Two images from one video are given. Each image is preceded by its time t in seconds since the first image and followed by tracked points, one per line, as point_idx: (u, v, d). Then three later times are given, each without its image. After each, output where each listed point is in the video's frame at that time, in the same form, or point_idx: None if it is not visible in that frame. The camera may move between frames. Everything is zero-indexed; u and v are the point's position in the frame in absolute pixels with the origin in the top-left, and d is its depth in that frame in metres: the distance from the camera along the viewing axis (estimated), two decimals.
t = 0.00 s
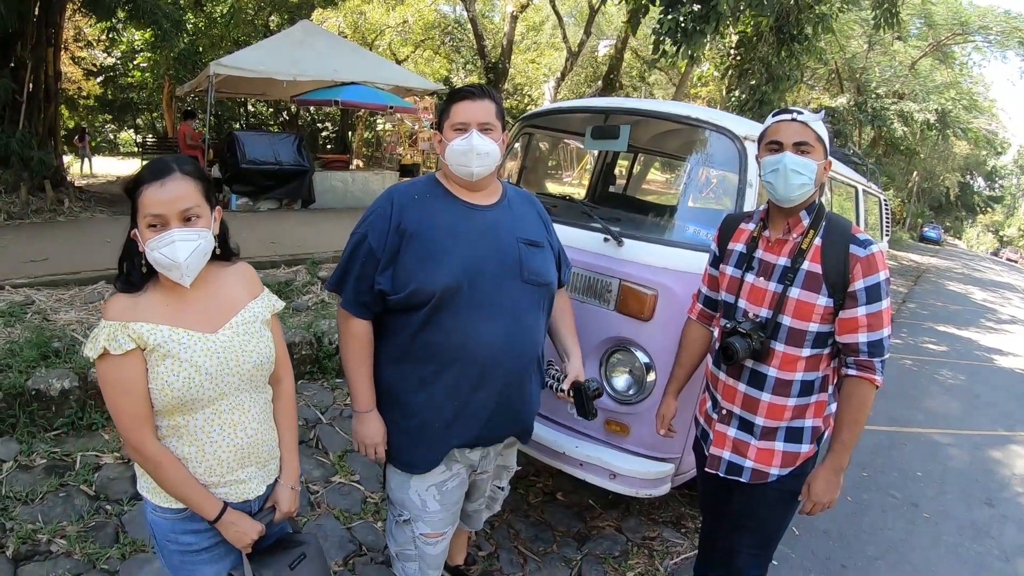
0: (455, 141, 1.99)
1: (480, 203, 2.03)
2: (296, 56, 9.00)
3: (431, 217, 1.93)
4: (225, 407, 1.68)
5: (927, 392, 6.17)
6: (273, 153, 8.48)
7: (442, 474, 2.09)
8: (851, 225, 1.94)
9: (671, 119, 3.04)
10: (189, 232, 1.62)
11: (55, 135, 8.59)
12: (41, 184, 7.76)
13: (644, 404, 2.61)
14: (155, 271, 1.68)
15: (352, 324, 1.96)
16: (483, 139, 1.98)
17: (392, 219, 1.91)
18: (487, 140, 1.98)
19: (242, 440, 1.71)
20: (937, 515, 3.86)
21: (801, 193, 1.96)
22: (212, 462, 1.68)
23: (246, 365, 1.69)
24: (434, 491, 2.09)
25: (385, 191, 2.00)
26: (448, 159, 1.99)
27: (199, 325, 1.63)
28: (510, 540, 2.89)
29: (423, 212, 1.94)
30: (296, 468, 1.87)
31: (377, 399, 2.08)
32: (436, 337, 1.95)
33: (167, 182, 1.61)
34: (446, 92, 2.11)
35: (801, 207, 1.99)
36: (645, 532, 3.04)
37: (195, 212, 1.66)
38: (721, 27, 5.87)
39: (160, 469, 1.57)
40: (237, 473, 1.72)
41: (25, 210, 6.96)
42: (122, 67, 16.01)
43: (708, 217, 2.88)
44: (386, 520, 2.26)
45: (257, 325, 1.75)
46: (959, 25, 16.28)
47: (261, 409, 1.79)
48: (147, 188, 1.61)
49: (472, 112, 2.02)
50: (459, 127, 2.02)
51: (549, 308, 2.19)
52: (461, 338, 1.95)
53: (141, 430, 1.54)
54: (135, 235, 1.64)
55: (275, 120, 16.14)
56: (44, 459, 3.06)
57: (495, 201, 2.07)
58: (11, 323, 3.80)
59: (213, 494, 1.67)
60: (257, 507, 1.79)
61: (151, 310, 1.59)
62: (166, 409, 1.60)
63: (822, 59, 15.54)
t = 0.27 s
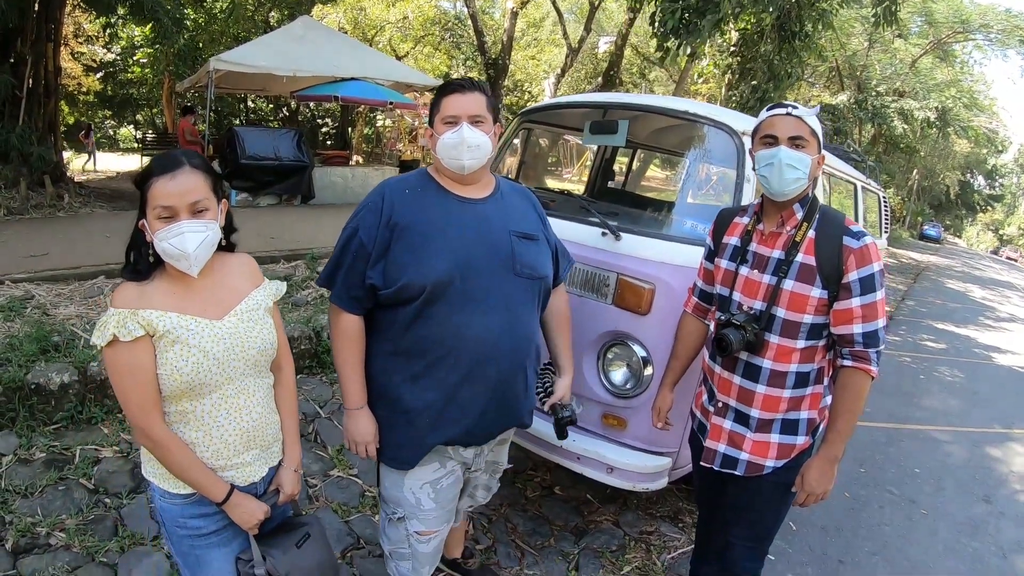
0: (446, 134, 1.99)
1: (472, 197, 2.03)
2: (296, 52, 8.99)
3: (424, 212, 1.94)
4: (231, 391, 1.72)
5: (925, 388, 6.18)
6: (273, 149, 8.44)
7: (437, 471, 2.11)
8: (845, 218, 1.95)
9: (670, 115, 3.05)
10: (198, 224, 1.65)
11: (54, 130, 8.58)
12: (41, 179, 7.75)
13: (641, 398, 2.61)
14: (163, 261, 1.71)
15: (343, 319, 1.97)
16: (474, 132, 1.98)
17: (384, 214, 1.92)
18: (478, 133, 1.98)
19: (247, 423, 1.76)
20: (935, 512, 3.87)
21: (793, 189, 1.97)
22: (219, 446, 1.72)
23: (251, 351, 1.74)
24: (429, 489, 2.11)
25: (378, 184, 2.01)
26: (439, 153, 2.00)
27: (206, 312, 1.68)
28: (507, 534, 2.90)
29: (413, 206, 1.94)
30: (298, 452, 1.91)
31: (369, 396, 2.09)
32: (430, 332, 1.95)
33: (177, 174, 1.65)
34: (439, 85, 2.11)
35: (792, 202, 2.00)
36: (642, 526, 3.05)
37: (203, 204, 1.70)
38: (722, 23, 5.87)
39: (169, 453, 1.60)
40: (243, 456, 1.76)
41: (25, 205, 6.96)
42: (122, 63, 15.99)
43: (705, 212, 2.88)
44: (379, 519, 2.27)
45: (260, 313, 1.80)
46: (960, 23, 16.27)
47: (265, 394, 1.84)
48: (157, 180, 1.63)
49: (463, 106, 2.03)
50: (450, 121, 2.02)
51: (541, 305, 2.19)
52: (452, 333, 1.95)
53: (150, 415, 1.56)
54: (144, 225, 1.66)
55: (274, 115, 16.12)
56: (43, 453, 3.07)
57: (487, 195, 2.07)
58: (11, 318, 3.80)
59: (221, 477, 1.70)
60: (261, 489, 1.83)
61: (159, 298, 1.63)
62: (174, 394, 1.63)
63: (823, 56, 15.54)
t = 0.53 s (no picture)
0: (438, 128, 1.99)
1: (462, 192, 2.02)
2: (294, 46, 8.96)
3: (413, 207, 1.93)
4: (237, 380, 1.73)
5: (921, 384, 6.20)
6: (271, 143, 8.43)
7: (424, 466, 2.11)
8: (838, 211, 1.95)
9: (666, 109, 3.06)
10: (205, 216, 1.67)
11: (52, 126, 8.56)
12: (38, 175, 7.73)
13: (637, 392, 2.62)
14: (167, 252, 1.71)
15: (330, 313, 1.98)
16: (466, 125, 1.98)
17: (371, 210, 1.92)
18: (470, 127, 1.98)
19: (252, 412, 1.77)
20: (931, 507, 3.88)
21: (788, 183, 1.96)
22: (225, 435, 1.72)
23: (256, 342, 1.75)
24: (417, 484, 2.11)
25: (368, 179, 2.01)
26: (430, 146, 2.00)
27: (211, 304, 1.68)
28: (504, 527, 2.91)
29: (402, 200, 1.94)
30: (299, 439, 1.92)
31: (355, 392, 2.10)
32: (421, 326, 1.94)
33: (185, 168, 1.66)
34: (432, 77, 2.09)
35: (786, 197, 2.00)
36: (639, 520, 3.06)
37: (210, 197, 1.72)
38: (720, 18, 5.86)
39: (177, 443, 1.59)
40: (247, 444, 1.77)
41: (23, 201, 6.95)
42: (119, 58, 15.94)
43: (702, 207, 2.89)
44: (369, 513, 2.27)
45: (262, 305, 1.81)
46: (959, 20, 16.28)
47: (266, 383, 1.85)
48: (165, 173, 1.64)
49: (455, 99, 2.02)
50: (441, 115, 2.02)
51: (530, 303, 2.18)
52: (439, 329, 1.95)
53: (158, 405, 1.56)
54: (149, 217, 1.66)
55: (272, 111, 16.09)
56: (41, 448, 3.07)
57: (477, 190, 2.06)
58: (9, 313, 3.80)
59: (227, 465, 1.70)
60: (265, 477, 1.83)
61: (165, 289, 1.63)
62: (181, 385, 1.63)
63: (821, 52, 15.53)
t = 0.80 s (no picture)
0: (432, 128, 2.00)
1: (458, 193, 2.03)
2: (291, 45, 8.96)
3: (408, 208, 1.94)
4: (239, 378, 1.74)
5: (918, 382, 6.22)
6: (269, 142, 8.44)
7: (416, 465, 2.12)
8: (832, 211, 1.97)
9: (662, 108, 3.07)
10: (213, 215, 1.68)
11: (49, 124, 8.54)
12: (36, 173, 7.73)
13: (632, 390, 2.64)
14: (172, 250, 1.72)
15: (322, 312, 1.99)
16: (461, 126, 1.98)
17: (363, 210, 1.93)
18: (465, 127, 1.98)
19: (253, 410, 1.78)
20: (927, 505, 3.90)
21: (783, 187, 1.98)
22: (227, 432, 1.73)
23: (257, 340, 1.76)
24: (409, 483, 2.12)
25: (360, 179, 2.02)
26: (424, 146, 2.01)
27: (215, 302, 1.69)
28: (500, 525, 2.92)
29: (394, 201, 1.95)
30: (299, 438, 1.93)
31: (346, 391, 2.10)
32: (416, 326, 1.95)
33: (195, 167, 1.67)
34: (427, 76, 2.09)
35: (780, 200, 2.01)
36: (635, 518, 3.08)
37: (218, 196, 1.73)
38: (718, 17, 5.87)
39: (179, 440, 1.60)
40: (249, 442, 1.78)
41: (20, 200, 6.94)
42: (116, 56, 15.91)
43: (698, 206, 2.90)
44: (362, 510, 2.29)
45: (264, 303, 1.82)
46: (957, 19, 16.30)
47: (267, 382, 1.86)
48: (175, 171, 1.65)
49: (450, 99, 2.03)
50: (436, 115, 2.03)
51: (526, 303, 2.19)
52: (433, 330, 1.96)
53: (162, 402, 1.57)
54: (156, 214, 1.67)
55: (270, 109, 16.07)
56: (40, 447, 3.08)
57: (473, 190, 2.07)
58: (7, 312, 3.80)
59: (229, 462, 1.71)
60: (265, 474, 1.85)
61: (171, 287, 1.65)
62: (184, 382, 1.64)
63: (819, 51, 15.55)
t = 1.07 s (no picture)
0: (432, 131, 2.00)
1: (459, 195, 2.04)
2: (291, 46, 8.97)
3: (408, 211, 1.95)
4: (243, 380, 1.75)
5: (916, 382, 6.23)
6: (268, 144, 8.46)
7: (419, 466, 2.12)
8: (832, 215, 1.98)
9: (662, 110, 3.07)
10: (219, 217, 1.69)
11: (48, 126, 8.54)
12: (36, 175, 7.73)
13: (633, 391, 2.64)
14: (178, 251, 1.72)
15: (323, 315, 2.00)
16: (460, 129, 1.99)
17: (362, 214, 1.94)
18: (464, 129, 1.99)
19: (257, 411, 1.78)
20: (927, 505, 3.91)
21: (782, 190, 1.98)
22: (231, 433, 1.74)
23: (261, 342, 1.77)
24: (411, 484, 2.13)
25: (360, 182, 2.03)
26: (423, 149, 2.01)
27: (219, 304, 1.70)
28: (501, 526, 2.93)
29: (393, 204, 1.95)
30: (303, 440, 1.94)
31: (348, 393, 2.11)
32: (417, 329, 1.96)
33: (202, 169, 1.68)
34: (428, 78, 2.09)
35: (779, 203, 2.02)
36: (635, 519, 3.08)
37: (225, 198, 1.74)
38: (717, 19, 5.89)
39: (184, 440, 1.61)
40: (253, 443, 1.78)
41: (20, 202, 6.94)
42: (115, 58, 15.92)
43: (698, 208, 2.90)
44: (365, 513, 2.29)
45: (269, 306, 1.83)
46: (955, 19, 16.32)
47: (272, 384, 1.86)
48: (182, 173, 1.66)
49: (449, 101, 2.04)
50: (436, 117, 2.04)
51: (528, 305, 2.20)
52: (434, 332, 1.96)
53: (166, 403, 1.57)
54: (162, 216, 1.68)
55: (269, 110, 16.08)
56: (41, 449, 3.08)
57: (474, 193, 2.07)
58: (7, 314, 3.80)
59: (232, 463, 1.72)
60: (269, 476, 1.85)
61: (176, 288, 1.65)
62: (188, 383, 1.65)
63: (818, 52, 15.58)
